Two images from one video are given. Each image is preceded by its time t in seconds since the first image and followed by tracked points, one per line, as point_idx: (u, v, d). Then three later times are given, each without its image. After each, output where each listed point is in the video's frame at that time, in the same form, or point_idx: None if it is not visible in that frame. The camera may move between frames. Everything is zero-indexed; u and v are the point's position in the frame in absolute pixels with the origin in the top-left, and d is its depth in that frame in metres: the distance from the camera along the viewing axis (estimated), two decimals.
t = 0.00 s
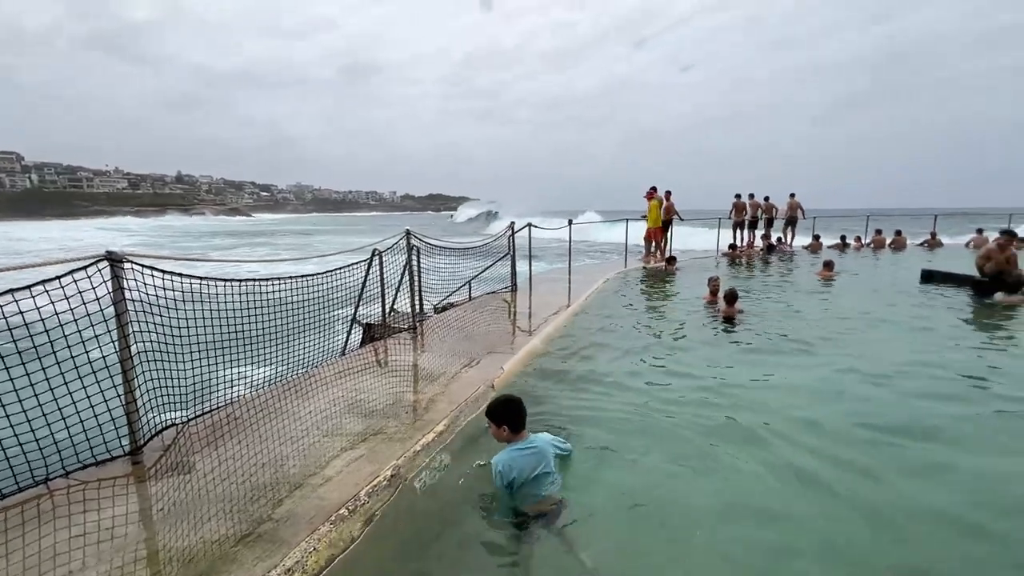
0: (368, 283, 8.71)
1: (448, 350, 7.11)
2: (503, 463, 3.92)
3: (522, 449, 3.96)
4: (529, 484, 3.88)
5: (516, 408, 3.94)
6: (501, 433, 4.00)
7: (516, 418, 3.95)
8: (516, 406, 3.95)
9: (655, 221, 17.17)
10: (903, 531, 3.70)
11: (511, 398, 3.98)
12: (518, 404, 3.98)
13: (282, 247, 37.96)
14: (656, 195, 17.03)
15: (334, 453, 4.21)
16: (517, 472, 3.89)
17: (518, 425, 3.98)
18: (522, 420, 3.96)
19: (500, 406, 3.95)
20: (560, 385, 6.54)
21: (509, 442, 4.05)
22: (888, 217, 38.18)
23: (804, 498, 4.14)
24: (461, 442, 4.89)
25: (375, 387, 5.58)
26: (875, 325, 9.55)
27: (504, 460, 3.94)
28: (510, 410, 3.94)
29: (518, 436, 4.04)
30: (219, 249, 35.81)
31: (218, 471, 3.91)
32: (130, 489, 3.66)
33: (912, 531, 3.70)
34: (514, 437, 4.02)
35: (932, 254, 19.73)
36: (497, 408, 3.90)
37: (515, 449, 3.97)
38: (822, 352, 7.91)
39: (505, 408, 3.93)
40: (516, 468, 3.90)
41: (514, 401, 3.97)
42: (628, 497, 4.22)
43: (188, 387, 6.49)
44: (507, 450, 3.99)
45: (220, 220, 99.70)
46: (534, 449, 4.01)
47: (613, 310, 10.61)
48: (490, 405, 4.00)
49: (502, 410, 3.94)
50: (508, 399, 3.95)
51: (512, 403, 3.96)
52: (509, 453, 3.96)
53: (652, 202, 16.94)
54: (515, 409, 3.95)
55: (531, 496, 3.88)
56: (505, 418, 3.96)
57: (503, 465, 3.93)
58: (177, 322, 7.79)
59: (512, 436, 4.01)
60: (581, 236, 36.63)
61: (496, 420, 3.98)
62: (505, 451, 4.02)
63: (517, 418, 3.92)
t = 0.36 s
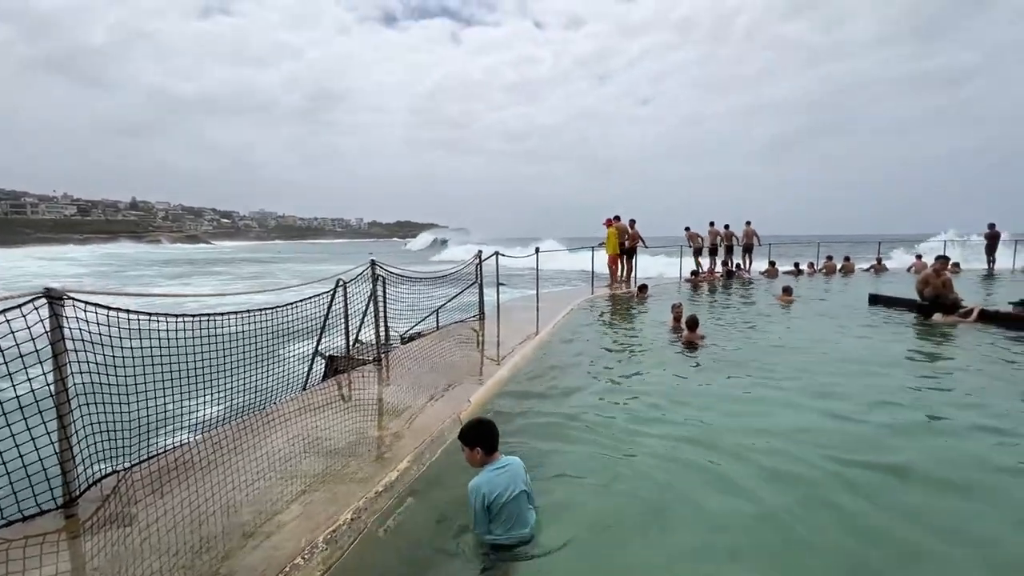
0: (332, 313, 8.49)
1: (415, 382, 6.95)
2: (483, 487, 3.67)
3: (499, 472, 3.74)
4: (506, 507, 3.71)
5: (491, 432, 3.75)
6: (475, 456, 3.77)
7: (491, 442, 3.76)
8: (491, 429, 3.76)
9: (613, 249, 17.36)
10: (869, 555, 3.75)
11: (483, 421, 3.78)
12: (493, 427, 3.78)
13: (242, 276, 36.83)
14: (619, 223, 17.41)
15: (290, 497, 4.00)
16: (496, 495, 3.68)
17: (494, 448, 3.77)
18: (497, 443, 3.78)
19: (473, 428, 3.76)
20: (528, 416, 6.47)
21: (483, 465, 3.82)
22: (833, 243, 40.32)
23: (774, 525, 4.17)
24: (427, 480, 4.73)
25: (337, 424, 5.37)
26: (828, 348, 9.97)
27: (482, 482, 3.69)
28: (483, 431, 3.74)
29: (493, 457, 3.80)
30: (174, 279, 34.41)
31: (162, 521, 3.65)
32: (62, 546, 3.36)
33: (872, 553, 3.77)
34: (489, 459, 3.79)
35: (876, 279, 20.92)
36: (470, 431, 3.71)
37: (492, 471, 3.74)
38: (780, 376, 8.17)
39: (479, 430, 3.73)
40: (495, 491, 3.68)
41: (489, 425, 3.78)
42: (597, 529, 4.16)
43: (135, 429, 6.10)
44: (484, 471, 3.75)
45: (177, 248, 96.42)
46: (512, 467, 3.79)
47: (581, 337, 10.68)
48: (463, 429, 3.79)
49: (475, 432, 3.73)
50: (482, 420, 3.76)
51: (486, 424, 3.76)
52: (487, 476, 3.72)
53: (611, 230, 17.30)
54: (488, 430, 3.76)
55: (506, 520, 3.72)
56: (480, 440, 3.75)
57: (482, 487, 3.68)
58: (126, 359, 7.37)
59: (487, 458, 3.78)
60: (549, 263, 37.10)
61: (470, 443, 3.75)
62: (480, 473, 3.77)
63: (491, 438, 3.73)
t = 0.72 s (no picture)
0: (301, 342, 8.26)
1: (387, 413, 6.76)
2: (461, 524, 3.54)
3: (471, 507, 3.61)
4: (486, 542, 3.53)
5: (462, 468, 3.67)
6: (447, 494, 3.68)
7: (463, 477, 3.68)
8: (461, 464, 3.68)
9: (585, 276, 17.52)
10: None
11: (453, 457, 3.70)
12: (464, 461, 3.71)
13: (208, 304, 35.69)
14: (592, 250, 17.63)
15: (250, 539, 3.78)
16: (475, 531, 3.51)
17: (465, 484, 3.69)
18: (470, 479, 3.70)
19: (444, 464, 3.68)
20: (503, 445, 6.36)
21: (456, 502, 3.72)
22: (799, 268, 41.83)
23: (750, 551, 4.14)
24: (398, 517, 4.55)
25: (304, 459, 5.15)
26: (796, 372, 10.21)
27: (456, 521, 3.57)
28: (454, 467, 3.66)
29: (465, 494, 3.72)
30: (135, 307, 33.05)
31: (109, 570, 3.38)
32: None
33: None
34: (461, 495, 3.70)
35: (838, 304, 21.68)
36: (442, 468, 3.63)
37: (466, 507, 3.61)
38: (752, 400, 8.30)
39: (450, 466, 3.65)
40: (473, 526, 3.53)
41: (459, 459, 3.71)
42: (576, 563, 4.04)
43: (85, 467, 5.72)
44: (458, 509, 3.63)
45: (139, 275, 93.01)
46: (482, 499, 3.69)
47: (557, 364, 10.65)
48: (434, 466, 3.70)
49: (448, 469, 3.65)
50: (454, 456, 3.69)
51: (456, 460, 3.69)
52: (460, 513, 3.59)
53: (582, 257, 17.50)
54: (460, 464, 3.68)
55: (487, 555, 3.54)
56: (451, 478, 3.67)
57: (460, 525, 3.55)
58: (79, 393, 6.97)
59: (459, 495, 3.68)
60: (525, 290, 37.30)
61: (441, 482, 3.67)
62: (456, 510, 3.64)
63: (463, 474, 3.65)
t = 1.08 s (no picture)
0: (285, 360, 8.09)
1: (373, 434, 6.62)
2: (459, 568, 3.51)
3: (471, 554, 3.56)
4: None
5: (471, 509, 3.56)
6: (452, 536, 3.57)
7: (470, 520, 3.56)
8: (469, 505, 3.57)
9: (571, 294, 17.57)
10: None
11: (462, 497, 3.58)
12: (473, 503, 3.59)
13: (188, 321, 34.96)
14: (578, 269, 17.70)
15: (229, 568, 3.63)
16: None
17: (472, 528, 3.58)
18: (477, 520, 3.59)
19: (451, 503, 3.57)
20: (493, 466, 6.26)
21: (459, 546, 3.61)
22: (780, 287, 42.60)
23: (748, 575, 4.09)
24: (384, 544, 4.41)
25: (286, 482, 5.00)
26: (782, 390, 10.30)
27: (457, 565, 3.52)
28: (461, 506, 3.54)
29: (470, 538, 3.60)
30: (111, 324, 32.18)
31: None
32: None
33: None
34: (467, 540, 3.58)
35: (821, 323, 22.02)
36: (449, 507, 3.52)
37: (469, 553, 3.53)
38: (739, 418, 8.32)
39: (457, 505, 3.54)
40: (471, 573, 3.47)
41: (468, 500, 3.59)
42: None
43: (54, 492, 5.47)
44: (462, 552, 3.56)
45: (118, 291, 90.94)
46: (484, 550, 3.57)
47: (545, 383, 10.58)
48: (442, 504, 3.58)
49: (454, 509, 3.53)
50: (462, 496, 3.57)
51: (465, 500, 3.57)
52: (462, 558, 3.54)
53: (568, 275, 17.54)
54: (468, 505, 3.58)
55: None
56: (458, 519, 3.55)
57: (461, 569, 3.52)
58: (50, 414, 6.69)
59: (465, 539, 3.57)
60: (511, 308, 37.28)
61: (448, 522, 3.55)
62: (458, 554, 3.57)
63: (471, 515, 3.54)
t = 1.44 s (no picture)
0: (283, 375, 8.03)
1: (369, 450, 6.54)
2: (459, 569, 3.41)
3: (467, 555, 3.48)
4: None
5: (457, 510, 3.55)
6: (441, 540, 3.54)
7: (457, 521, 3.55)
8: (455, 508, 3.56)
9: (570, 310, 17.53)
10: None
11: (447, 500, 3.58)
12: (458, 504, 3.59)
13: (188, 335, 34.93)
14: (578, 284, 17.70)
15: None
16: None
17: (459, 529, 3.56)
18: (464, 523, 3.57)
19: (438, 507, 3.56)
20: (491, 484, 6.18)
21: (450, 550, 3.57)
22: (781, 303, 42.48)
23: None
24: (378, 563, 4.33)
25: (281, 500, 4.93)
26: (782, 407, 10.22)
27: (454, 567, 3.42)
28: (449, 509, 3.54)
29: (460, 541, 3.58)
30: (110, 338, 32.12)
31: None
32: None
33: None
34: (456, 542, 3.56)
35: (821, 340, 21.99)
36: (436, 511, 3.50)
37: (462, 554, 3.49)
38: (740, 436, 8.24)
39: (444, 508, 3.53)
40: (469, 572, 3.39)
41: (453, 502, 3.60)
42: None
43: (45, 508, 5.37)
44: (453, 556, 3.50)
45: (117, 304, 90.90)
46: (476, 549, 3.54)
47: (544, 399, 10.50)
48: (428, 509, 3.57)
49: (441, 513, 3.52)
50: (448, 499, 3.57)
51: (451, 504, 3.56)
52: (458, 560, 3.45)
53: (566, 291, 17.50)
54: (454, 506, 3.57)
55: None
56: (446, 524, 3.53)
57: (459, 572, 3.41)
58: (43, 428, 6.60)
59: (454, 541, 3.55)
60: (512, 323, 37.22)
61: (435, 527, 3.52)
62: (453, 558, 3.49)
63: (459, 517, 3.53)
